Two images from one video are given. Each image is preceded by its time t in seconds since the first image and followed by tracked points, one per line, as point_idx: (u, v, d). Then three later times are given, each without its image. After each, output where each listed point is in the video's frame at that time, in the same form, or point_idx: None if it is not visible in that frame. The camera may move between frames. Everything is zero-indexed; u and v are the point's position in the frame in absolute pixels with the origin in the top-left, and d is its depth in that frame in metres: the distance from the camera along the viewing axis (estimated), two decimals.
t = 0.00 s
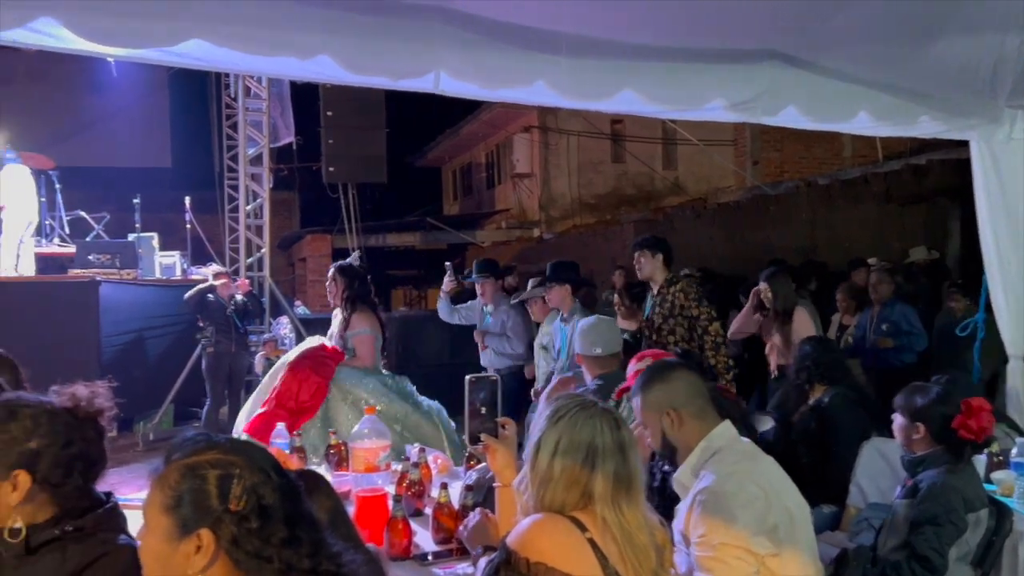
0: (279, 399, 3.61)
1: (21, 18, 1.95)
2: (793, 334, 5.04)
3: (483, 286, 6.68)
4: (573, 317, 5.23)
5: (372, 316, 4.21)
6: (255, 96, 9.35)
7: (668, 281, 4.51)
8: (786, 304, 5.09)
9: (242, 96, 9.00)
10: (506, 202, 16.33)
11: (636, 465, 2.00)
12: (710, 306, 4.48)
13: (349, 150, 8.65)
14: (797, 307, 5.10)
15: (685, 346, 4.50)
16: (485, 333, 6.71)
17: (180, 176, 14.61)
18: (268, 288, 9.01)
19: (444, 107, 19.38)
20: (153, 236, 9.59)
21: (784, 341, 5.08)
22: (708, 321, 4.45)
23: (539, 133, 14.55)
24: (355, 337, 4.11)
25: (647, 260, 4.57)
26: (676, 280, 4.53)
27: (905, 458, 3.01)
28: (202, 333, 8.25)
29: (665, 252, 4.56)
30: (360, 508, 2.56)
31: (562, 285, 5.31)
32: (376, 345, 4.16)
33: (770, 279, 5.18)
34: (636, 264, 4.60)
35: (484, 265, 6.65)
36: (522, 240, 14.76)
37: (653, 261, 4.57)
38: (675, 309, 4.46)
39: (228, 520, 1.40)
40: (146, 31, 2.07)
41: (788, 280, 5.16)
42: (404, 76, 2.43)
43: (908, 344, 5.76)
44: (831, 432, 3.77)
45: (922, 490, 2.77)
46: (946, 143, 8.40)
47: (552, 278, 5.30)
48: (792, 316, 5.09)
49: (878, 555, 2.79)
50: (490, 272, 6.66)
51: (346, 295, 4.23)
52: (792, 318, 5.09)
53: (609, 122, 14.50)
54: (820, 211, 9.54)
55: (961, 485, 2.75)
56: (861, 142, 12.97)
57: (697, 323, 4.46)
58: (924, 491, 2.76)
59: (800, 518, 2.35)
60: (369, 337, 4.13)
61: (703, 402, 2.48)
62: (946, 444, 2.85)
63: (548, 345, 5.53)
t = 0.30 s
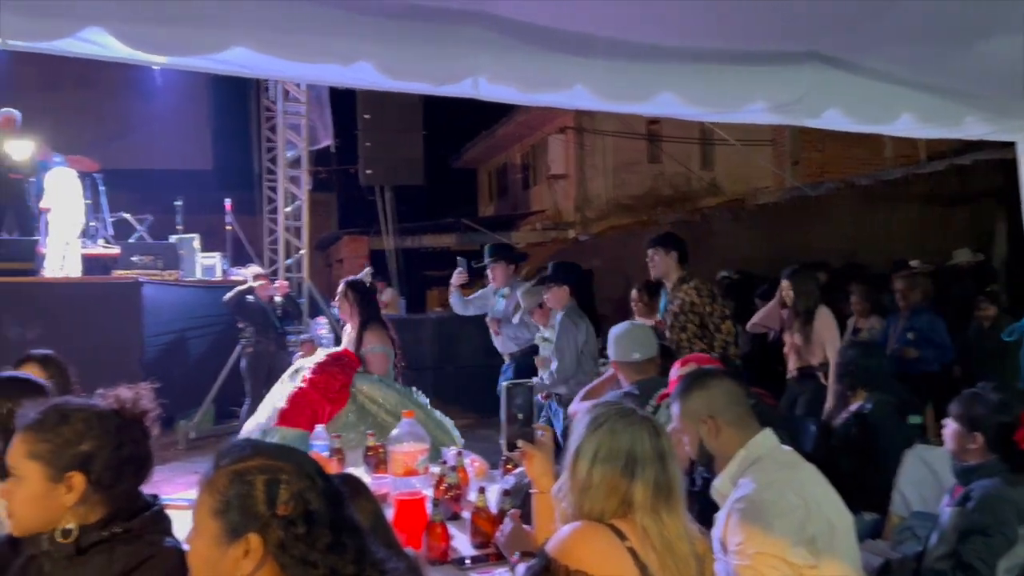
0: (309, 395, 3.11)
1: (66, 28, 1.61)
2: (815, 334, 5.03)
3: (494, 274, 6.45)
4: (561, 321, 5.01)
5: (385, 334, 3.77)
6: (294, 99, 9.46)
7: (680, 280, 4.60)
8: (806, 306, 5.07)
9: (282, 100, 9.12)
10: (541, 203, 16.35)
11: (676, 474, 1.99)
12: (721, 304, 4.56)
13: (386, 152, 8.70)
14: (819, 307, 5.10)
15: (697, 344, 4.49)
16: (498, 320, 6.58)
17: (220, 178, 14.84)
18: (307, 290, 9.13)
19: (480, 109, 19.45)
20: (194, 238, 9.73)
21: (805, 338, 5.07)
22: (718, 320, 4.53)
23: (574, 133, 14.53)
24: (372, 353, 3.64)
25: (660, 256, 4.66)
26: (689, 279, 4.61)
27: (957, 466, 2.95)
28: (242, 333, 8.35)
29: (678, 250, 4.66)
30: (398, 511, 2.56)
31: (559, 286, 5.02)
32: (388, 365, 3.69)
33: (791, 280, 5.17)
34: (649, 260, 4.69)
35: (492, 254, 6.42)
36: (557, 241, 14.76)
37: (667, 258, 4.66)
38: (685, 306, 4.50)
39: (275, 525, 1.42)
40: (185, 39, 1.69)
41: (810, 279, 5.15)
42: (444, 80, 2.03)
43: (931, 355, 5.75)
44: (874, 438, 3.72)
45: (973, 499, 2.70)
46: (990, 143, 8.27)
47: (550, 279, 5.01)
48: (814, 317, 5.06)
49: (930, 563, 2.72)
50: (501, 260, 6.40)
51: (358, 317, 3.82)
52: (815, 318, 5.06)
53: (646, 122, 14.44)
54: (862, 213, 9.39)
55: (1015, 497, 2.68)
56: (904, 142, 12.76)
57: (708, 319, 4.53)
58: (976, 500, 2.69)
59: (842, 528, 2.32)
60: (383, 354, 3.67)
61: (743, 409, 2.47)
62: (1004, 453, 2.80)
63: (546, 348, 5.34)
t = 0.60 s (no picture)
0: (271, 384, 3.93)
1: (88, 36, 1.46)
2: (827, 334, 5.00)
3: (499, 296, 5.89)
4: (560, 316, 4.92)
5: (365, 331, 4.19)
6: (321, 101, 9.55)
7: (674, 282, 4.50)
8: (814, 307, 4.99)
9: (309, 102, 9.22)
10: (565, 204, 16.34)
11: (703, 477, 1.98)
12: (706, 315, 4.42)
13: (412, 153, 8.76)
14: (829, 307, 5.02)
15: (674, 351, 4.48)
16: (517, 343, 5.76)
17: (247, 179, 14.97)
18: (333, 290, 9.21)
19: (504, 110, 19.49)
20: (222, 238, 9.83)
21: (816, 338, 5.06)
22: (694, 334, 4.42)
23: (599, 134, 14.51)
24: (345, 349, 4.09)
25: (657, 256, 4.52)
26: (684, 283, 4.49)
27: (992, 471, 2.92)
28: (270, 333, 8.44)
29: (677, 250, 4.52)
30: (425, 511, 2.59)
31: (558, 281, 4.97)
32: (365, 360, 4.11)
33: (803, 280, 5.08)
34: (646, 257, 4.56)
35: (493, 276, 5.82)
36: (582, 242, 14.77)
37: (663, 258, 4.52)
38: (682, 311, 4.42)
39: (305, 526, 1.43)
40: (205, 42, 1.52)
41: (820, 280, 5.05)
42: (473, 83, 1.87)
43: (956, 353, 5.72)
44: (903, 441, 3.70)
45: (1008, 504, 2.66)
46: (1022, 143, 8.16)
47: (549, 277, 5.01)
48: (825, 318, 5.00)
49: (960, 562, 2.70)
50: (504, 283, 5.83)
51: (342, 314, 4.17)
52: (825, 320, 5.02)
53: (671, 122, 14.39)
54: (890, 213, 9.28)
55: None
56: (934, 142, 12.62)
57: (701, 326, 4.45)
58: (1010, 505, 2.65)
59: (872, 534, 2.30)
60: (359, 350, 4.10)
61: (771, 413, 2.44)
62: None
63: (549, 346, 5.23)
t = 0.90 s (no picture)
0: (248, 386, 3.82)
1: (124, 37, 1.49)
2: (819, 337, 4.86)
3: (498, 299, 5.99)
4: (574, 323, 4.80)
5: (356, 321, 4.17)
6: (348, 101, 9.60)
7: (666, 289, 4.51)
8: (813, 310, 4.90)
9: (336, 103, 9.27)
10: (590, 204, 16.30)
11: (732, 477, 1.97)
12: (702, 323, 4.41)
13: (437, 154, 8.78)
14: (826, 309, 4.89)
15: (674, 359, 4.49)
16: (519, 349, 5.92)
17: (275, 179, 15.11)
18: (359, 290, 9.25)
19: (529, 110, 19.49)
20: (250, 238, 9.93)
21: (810, 342, 4.94)
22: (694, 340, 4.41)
23: (625, 133, 14.44)
24: (334, 337, 4.07)
25: (647, 262, 4.50)
26: (673, 290, 4.52)
27: None
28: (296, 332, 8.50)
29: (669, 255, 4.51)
30: (452, 511, 2.61)
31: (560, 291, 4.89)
32: (354, 351, 4.08)
33: (801, 284, 4.98)
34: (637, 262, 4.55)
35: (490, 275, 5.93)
36: (607, 242, 14.74)
37: (653, 263, 4.50)
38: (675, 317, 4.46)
39: (339, 523, 1.45)
40: (234, 45, 1.54)
41: (819, 284, 4.94)
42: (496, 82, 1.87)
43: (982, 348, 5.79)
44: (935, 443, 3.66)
45: None
46: None
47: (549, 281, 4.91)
48: (820, 321, 4.87)
49: (993, 565, 2.65)
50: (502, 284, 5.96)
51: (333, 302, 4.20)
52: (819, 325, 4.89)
53: (697, 122, 14.30)
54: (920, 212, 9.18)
55: None
56: (965, 140, 12.45)
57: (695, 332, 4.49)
58: None
59: (903, 536, 2.28)
60: (349, 341, 4.07)
61: (805, 413, 2.42)
62: None
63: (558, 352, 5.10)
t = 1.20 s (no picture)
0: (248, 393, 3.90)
1: (156, 41, 1.49)
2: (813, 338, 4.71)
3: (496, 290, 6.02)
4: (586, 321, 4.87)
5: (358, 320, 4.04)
6: (376, 103, 9.65)
7: (673, 299, 4.51)
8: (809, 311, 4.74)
9: (364, 104, 9.33)
10: (617, 204, 16.23)
11: (761, 479, 1.96)
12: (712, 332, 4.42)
13: (464, 155, 8.80)
14: (821, 312, 4.74)
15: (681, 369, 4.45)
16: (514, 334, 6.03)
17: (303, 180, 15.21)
18: (386, 290, 9.30)
19: (555, 110, 19.47)
20: (278, 239, 10.01)
21: (805, 343, 4.76)
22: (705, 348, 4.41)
23: (652, 133, 14.36)
24: (336, 338, 3.95)
25: (651, 273, 4.53)
26: (680, 298, 4.52)
27: None
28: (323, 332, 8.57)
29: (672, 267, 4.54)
30: (479, 510, 2.62)
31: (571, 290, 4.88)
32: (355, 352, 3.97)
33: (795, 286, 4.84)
34: (639, 275, 4.57)
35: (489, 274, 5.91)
36: (634, 242, 14.69)
37: (656, 274, 4.53)
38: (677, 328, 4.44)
39: (372, 521, 1.47)
40: (264, 44, 1.55)
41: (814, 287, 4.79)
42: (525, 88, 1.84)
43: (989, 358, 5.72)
44: (968, 446, 3.61)
45: None
46: None
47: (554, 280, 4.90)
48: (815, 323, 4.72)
49: None
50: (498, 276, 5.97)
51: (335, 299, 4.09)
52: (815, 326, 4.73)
53: (726, 121, 14.20)
54: (953, 211, 9.08)
55: None
56: (1000, 140, 12.27)
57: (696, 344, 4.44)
58: None
59: (936, 540, 2.25)
60: (351, 341, 3.95)
61: (836, 413, 2.41)
62: None
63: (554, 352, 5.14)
